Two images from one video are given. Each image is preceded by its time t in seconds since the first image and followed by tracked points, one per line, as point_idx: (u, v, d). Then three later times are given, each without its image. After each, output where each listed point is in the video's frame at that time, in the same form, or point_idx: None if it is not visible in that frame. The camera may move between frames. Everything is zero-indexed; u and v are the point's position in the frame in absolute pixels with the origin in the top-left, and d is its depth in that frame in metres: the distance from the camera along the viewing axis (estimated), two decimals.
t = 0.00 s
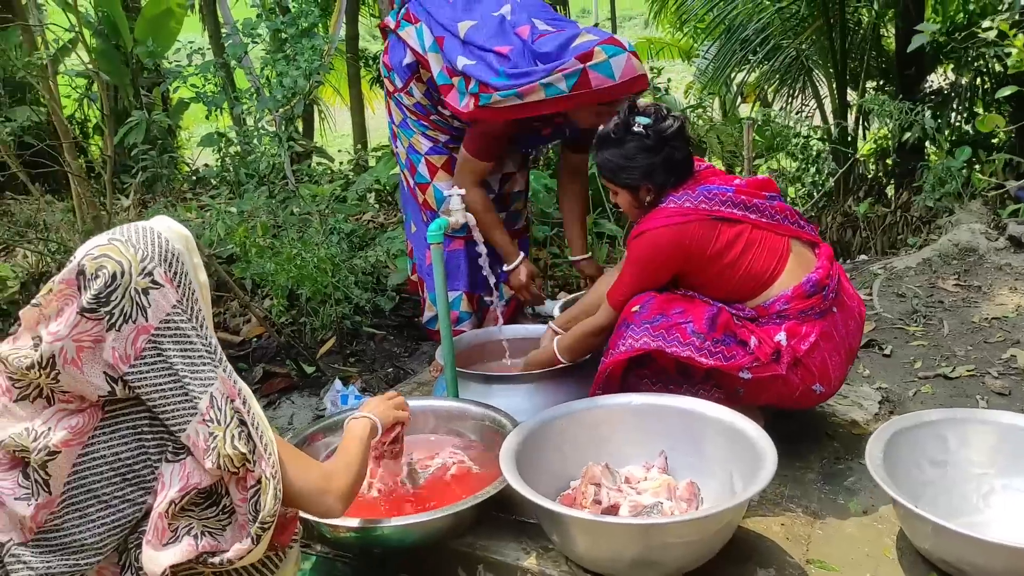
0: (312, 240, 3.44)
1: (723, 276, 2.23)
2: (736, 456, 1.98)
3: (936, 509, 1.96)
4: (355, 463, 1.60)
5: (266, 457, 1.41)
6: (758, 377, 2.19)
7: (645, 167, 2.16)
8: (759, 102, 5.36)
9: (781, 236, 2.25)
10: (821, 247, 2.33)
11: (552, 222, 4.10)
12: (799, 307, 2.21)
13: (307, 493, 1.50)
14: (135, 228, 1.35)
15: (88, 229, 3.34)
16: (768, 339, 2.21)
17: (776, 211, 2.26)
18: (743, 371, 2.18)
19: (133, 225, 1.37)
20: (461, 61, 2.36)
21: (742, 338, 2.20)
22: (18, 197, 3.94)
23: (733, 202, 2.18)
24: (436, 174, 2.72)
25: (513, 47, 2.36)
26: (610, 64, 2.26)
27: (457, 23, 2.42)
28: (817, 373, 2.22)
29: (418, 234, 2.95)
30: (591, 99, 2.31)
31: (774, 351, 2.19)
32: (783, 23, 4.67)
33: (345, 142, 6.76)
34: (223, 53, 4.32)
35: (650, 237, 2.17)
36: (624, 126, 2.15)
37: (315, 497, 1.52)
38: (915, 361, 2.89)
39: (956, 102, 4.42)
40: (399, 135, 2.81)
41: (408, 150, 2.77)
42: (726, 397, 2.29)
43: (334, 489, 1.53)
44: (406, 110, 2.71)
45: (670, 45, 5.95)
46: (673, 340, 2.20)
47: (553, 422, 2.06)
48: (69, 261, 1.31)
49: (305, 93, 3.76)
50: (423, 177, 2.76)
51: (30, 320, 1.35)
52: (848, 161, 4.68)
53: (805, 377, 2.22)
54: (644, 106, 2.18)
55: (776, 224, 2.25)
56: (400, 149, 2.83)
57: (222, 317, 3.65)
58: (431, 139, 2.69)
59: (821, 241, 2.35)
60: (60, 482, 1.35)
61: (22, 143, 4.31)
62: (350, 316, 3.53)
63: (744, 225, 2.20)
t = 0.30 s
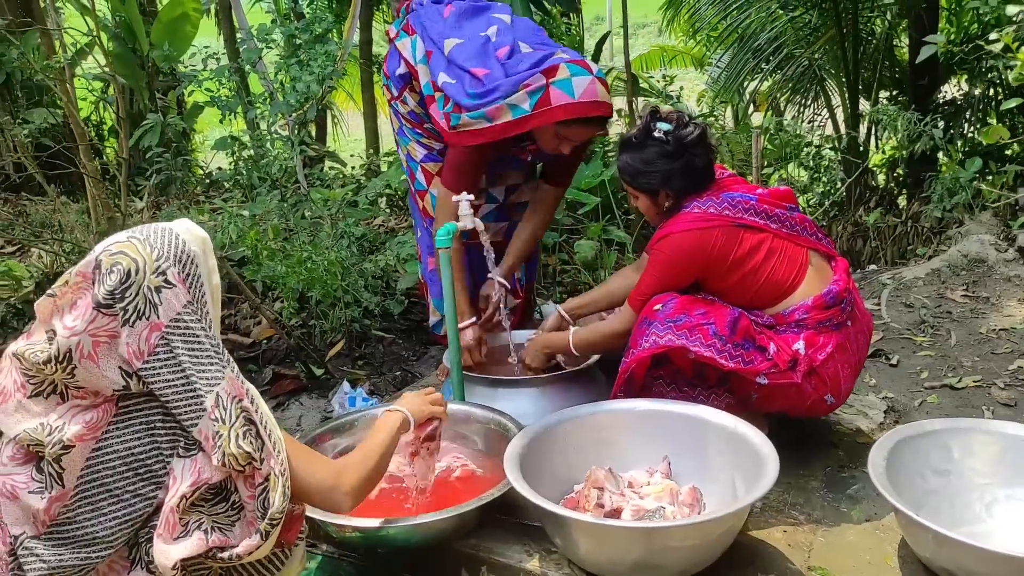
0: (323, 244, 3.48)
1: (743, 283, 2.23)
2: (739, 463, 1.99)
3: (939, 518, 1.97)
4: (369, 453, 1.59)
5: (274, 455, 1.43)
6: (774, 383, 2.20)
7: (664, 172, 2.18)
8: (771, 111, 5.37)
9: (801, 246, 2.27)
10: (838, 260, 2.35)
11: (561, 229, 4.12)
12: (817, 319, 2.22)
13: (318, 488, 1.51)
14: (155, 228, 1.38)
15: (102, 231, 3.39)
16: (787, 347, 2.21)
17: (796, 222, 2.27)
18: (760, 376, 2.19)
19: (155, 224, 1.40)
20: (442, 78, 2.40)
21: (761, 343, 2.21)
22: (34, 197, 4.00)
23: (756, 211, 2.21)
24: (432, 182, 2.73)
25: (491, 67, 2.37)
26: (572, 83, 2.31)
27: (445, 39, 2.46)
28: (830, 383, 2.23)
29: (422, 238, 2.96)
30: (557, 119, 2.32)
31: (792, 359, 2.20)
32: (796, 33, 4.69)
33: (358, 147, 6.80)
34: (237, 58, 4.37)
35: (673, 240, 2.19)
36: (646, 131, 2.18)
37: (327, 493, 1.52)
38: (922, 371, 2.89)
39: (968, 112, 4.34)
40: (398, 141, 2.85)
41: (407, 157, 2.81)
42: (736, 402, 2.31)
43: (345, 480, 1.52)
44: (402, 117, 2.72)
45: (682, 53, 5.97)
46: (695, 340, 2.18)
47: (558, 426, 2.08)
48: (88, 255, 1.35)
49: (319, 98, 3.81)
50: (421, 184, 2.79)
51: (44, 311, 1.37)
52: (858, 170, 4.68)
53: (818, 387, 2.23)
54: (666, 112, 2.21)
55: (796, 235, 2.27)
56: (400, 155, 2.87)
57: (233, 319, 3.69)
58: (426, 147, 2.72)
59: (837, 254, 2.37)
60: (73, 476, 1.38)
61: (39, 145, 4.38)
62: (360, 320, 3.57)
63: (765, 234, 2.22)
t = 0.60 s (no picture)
0: (325, 245, 3.50)
1: (742, 287, 2.25)
2: (734, 467, 2.01)
3: (935, 522, 1.98)
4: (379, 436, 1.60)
5: (274, 456, 1.46)
6: (773, 385, 2.21)
7: (653, 184, 2.23)
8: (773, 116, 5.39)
9: (801, 252, 2.28)
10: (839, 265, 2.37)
11: (563, 233, 4.14)
12: (816, 322, 2.23)
13: (326, 476, 1.55)
14: (182, 230, 1.44)
15: (106, 231, 3.42)
16: (786, 349, 2.22)
17: (796, 228, 2.28)
18: (759, 377, 2.20)
19: (181, 227, 1.46)
20: (417, 137, 2.52)
21: (760, 345, 2.22)
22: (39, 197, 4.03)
23: (756, 217, 2.22)
24: (414, 190, 2.74)
25: (465, 142, 2.47)
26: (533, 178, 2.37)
27: (428, 93, 2.55)
28: (828, 387, 2.23)
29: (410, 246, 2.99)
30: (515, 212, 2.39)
31: (791, 361, 2.21)
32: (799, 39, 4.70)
33: (361, 150, 6.83)
34: (242, 60, 4.40)
35: (673, 244, 2.22)
36: (636, 143, 2.23)
37: (336, 481, 1.57)
38: (920, 376, 2.90)
39: (971, 119, 4.34)
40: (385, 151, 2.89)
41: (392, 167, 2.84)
42: (734, 403, 2.32)
43: (350, 468, 1.55)
44: (387, 129, 2.81)
45: (686, 59, 5.98)
46: (696, 341, 2.18)
47: (556, 428, 2.09)
48: (113, 248, 1.41)
49: (323, 100, 3.83)
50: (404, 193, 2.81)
51: (60, 296, 1.45)
52: (859, 176, 4.69)
53: (817, 391, 2.23)
54: (659, 123, 2.24)
55: (797, 242, 2.28)
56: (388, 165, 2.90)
57: (235, 319, 3.71)
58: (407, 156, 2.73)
59: (838, 260, 2.38)
60: (78, 472, 1.39)
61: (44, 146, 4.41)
62: (361, 321, 3.58)
63: (764, 240, 2.23)
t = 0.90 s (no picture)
0: (325, 247, 3.50)
1: (730, 294, 2.24)
2: (732, 467, 2.01)
3: (934, 525, 1.99)
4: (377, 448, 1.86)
5: (286, 448, 1.52)
6: (756, 388, 2.22)
7: (644, 195, 2.23)
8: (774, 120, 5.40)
9: (794, 259, 2.27)
10: (835, 269, 2.35)
11: (562, 235, 4.15)
12: (802, 328, 2.23)
13: (327, 466, 1.77)
14: (183, 230, 1.45)
15: (107, 232, 3.43)
16: (770, 353, 2.24)
17: (790, 235, 2.27)
18: (741, 379, 2.22)
19: (182, 228, 1.47)
20: (413, 145, 2.52)
21: (744, 348, 2.23)
22: (40, 198, 4.04)
23: (748, 228, 2.21)
24: (411, 194, 2.70)
25: (460, 147, 2.47)
26: (534, 190, 2.39)
27: (422, 99, 2.55)
28: (816, 392, 2.24)
29: (402, 248, 3.00)
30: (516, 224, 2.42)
31: (774, 365, 2.22)
32: (800, 43, 4.72)
33: (362, 152, 6.83)
34: (243, 62, 4.40)
35: (662, 257, 2.23)
36: (624, 153, 2.24)
37: (335, 467, 1.79)
38: (919, 379, 2.91)
39: (971, 123, 4.34)
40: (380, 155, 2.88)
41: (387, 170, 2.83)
42: (724, 406, 2.32)
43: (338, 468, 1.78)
44: (381, 133, 2.79)
45: (687, 62, 5.99)
46: (673, 344, 2.22)
47: (555, 430, 2.10)
48: (114, 252, 1.43)
49: (324, 102, 3.83)
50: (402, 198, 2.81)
51: (63, 300, 1.45)
52: (859, 180, 4.70)
53: (803, 395, 2.24)
54: (648, 135, 2.25)
55: (789, 249, 2.26)
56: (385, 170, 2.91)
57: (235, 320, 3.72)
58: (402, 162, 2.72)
59: (835, 264, 2.37)
60: (87, 467, 1.40)
61: (45, 147, 4.42)
62: (361, 323, 3.59)
63: (756, 249, 2.22)
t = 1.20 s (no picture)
0: (327, 248, 3.50)
1: (740, 292, 2.25)
2: (735, 468, 2.02)
3: (935, 527, 1.99)
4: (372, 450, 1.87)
5: (293, 442, 1.54)
6: (769, 388, 2.22)
7: (651, 193, 2.23)
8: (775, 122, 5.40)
9: (799, 257, 2.28)
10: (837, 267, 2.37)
11: (563, 237, 4.15)
12: (812, 327, 2.24)
13: (325, 459, 1.76)
14: (177, 233, 1.44)
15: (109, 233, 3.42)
16: (782, 353, 2.24)
17: (795, 234, 2.28)
18: (755, 380, 2.21)
19: (177, 230, 1.46)
20: (420, 130, 2.48)
21: (757, 348, 2.23)
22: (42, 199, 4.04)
23: (755, 224, 2.21)
24: (419, 194, 2.75)
25: (469, 131, 2.44)
26: (543, 172, 2.37)
27: (429, 87, 2.52)
28: (826, 391, 2.25)
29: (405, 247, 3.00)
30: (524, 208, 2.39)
31: (787, 365, 2.22)
32: (801, 45, 4.73)
33: (363, 154, 6.83)
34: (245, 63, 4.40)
35: (674, 253, 2.22)
36: (631, 152, 2.24)
37: (333, 461, 1.77)
38: (920, 382, 2.91)
39: (971, 127, 4.34)
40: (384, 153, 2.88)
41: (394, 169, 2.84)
42: (730, 409, 2.34)
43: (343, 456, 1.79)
44: (387, 132, 2.76)
45: (688, 64, 6.00)
46: (691, 344, 2.21)
47: (559, 431, 2.10)
48: (111, 260, 1.42)
49: (325, 104, 3.83)
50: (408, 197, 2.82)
51: (62, 311, 1.44)
52: (859, 182, 4.70)
53: (814, 395, 2.25)
54: (656, 133, 2.24)
55: (795, 247, 2.28)
56: (387, 168, 2.91)
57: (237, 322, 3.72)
58: (410, 161, 2.73)
59: (836, 263, 2.38)
60: (95, 466, 1.40)
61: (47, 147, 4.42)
62: (363, 324, 3.59)
63: (764, 247, 2.23)
